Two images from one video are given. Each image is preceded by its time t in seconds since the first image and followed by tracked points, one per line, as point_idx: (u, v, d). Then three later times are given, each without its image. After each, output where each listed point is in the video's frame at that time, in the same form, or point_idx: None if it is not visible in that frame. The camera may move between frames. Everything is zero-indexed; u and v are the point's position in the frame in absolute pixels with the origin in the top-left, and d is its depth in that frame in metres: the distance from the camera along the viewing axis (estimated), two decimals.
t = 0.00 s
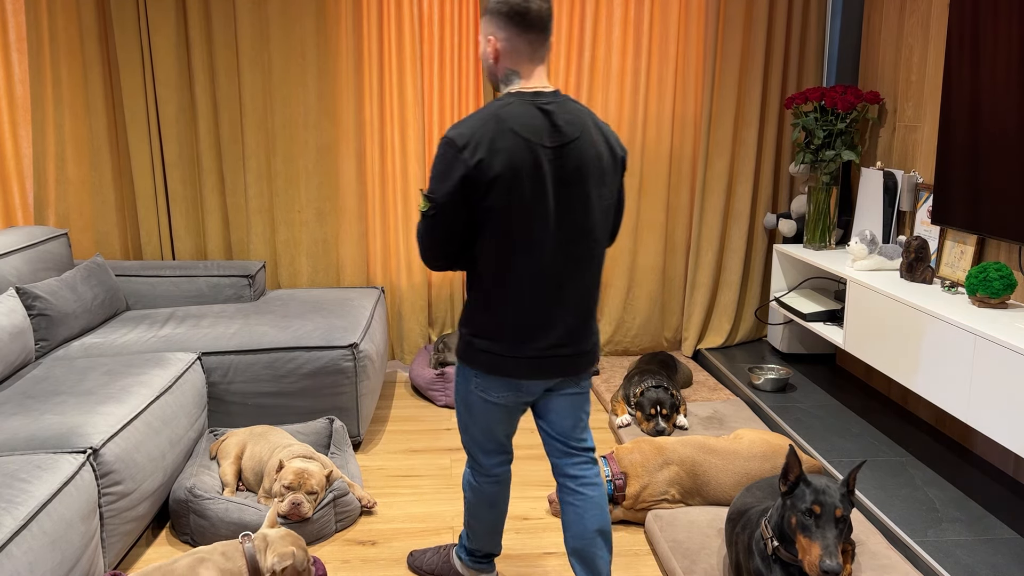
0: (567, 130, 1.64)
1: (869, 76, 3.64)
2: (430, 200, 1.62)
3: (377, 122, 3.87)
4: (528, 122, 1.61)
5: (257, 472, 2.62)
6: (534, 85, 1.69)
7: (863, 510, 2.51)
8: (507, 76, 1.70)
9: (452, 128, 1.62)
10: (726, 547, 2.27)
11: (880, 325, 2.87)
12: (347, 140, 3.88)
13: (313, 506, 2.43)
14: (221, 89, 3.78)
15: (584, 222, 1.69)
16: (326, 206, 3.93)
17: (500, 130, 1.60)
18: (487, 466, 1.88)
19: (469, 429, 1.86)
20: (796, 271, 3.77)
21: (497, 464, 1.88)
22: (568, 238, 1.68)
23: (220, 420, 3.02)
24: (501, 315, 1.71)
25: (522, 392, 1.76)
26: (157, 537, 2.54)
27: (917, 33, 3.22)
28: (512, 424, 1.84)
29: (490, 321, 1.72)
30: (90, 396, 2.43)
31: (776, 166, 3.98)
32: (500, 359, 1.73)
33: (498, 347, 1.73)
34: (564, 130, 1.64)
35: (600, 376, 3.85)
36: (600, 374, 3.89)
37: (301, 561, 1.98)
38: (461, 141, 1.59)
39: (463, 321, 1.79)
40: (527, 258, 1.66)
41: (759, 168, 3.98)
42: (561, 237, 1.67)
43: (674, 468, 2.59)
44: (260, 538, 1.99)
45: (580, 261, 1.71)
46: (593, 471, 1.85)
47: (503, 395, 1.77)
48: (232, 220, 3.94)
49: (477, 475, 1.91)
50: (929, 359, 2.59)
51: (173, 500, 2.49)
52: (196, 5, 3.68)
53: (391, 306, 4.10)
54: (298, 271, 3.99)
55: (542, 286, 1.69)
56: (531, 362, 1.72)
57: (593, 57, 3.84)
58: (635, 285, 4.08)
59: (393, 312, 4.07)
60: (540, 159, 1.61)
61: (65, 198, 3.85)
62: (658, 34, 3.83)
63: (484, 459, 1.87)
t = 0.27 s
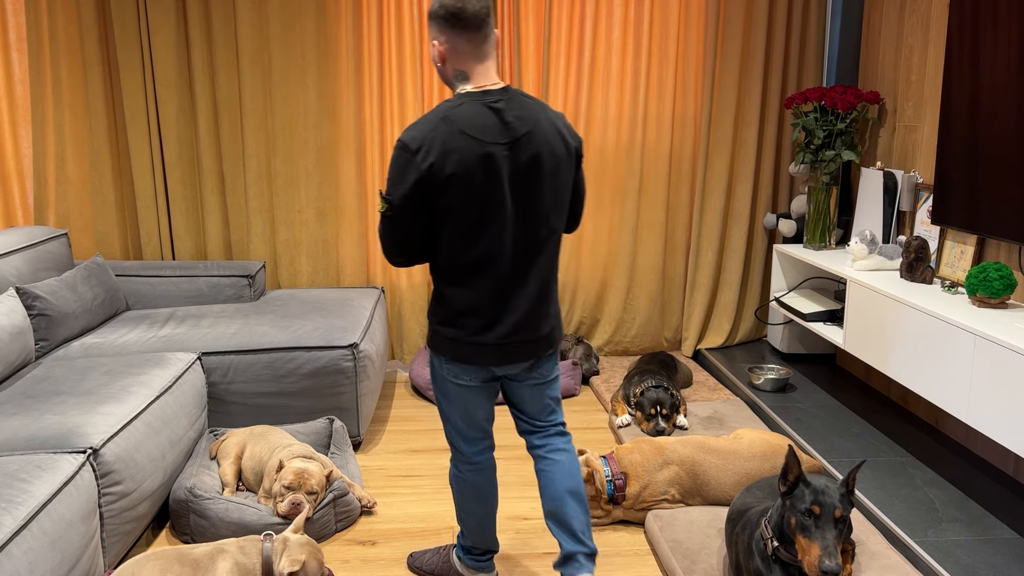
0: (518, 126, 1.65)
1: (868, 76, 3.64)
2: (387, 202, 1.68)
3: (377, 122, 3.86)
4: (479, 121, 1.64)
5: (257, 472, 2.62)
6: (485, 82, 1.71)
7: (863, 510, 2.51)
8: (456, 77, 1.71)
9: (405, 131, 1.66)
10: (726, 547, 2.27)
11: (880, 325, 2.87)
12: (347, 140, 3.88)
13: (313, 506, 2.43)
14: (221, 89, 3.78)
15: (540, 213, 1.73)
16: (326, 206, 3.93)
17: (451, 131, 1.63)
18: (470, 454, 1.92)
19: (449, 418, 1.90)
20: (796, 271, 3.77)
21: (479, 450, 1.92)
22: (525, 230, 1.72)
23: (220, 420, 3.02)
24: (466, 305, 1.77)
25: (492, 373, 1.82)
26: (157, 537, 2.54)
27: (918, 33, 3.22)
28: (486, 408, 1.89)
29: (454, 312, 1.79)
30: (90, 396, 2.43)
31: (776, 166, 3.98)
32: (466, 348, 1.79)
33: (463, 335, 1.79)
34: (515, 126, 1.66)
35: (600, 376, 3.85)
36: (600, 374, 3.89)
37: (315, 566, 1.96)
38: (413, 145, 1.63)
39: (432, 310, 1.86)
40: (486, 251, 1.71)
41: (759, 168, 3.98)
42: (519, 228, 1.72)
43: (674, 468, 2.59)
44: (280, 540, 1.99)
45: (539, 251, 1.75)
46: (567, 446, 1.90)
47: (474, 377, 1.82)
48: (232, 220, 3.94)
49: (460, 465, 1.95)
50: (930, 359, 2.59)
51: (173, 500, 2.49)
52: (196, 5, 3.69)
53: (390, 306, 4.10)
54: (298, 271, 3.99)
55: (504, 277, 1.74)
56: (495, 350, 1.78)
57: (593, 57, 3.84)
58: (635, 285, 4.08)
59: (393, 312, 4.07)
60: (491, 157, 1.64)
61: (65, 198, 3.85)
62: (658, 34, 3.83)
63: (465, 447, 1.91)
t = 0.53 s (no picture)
0: (496, 120, 1.74)
1: (869, 76, 3.64)
2: (373, 202, 1.73)
3: (377, 122, 3.86)
4: (461, 118, 1.71)
5: (257, 472, 2.62)
6: (459, 80, 1.80)
7: (863, 510, 2.51)
8: (430, 78, 1.80)
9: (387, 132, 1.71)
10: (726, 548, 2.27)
11: (880, 325, 2.87)
12: (347, 140, 3.88)
13: (313, 506, 2.43)
14: (221, 89, 3.78)
15: (517, 204, 1.82)
16: (326, 206, 3.93)
17: (434, 130, 1.70)
18: (464, 449, 1.96)
19: (445, 415, 1.94)
20: (796, 271, 3.77)
21: (473, 445, 1.97)
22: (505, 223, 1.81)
23: (220, 420, 3.02)
24: (452, 300, 1.83)
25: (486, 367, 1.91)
26: (157, 537, 2.54)
27: (918, 33, 3.22)
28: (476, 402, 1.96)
29: (441, 308, 1.85)
30: (90, 396, 2.43)
31: (776, 166, 3.98)
32: (458, 343, 1.85)
33: (452, 333, 1.85)
34: (493, 121, 1.74)
35: (600, 376, 3.86)
36: (600, 374, 3.88)
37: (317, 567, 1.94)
38: (398, 145, 1.69)
39: (416, 310, 1.91)
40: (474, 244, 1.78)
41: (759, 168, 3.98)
42: (500, 221, 1.80)
43: (674, 468, 2.59)
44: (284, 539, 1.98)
45: (517, 241, 1.85)
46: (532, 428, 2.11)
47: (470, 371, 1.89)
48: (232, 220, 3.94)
49: (456, 463, 1.97)
50: (930, 359, 2.59)
51: (173, 500, 2.49)
52: (196, 5, 3.69)
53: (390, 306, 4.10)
54: (298, 271, 3.99)
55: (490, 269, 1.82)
56: (485, 342, 1.86)
57: (593, 57, 3.84)
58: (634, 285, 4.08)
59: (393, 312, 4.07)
60: (475, 152, 1.71)
61: (65, 198, 3.85)
62: (658, 34, 3.83)
63: (461, 442, 1.95)
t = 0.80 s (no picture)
0: (502, 115, 1.83)
1: (869, 76, 3.64)
2: (407, 198, 1.73)
3: (377, 122, 3.86)
4: (477, 114, 1.78)
5: (257, 472, 2.62)
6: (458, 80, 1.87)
7: (863, 509, 2.51)
8: (434, 78, 1.84)
9: (410, 130, 1.73)
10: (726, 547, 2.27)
11: (880, 325, 2.87)
12: (347, 139, 3.88)
13: (313, 506, 2.43)
14: (221, 89, 3.78)
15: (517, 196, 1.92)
16: (326, 206, 3.93)
17: (458, 125, 1.75)
18: (473, 444, 2.00)
19: (460, 412, 1.97)
20: (796, 271, 3.77)
21: (481, 439, 2.02)
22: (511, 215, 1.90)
23: (220, 420, 3.02)
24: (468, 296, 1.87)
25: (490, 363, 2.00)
26: (157, 537, 2.54)
27: (917, 33, 3.22)
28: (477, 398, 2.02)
29: (458, 304, 1.87)
30: (90, 396, 2.44)
31: (776, 166, 3.98)
32: (478, 335, 1.89)
33: (471, 328, 1.88)
34: (500, 116, 1.83)
35: (600, 376, 3.86)
36: (600, 374, 3.89)
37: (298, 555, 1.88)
38: (429, 141, 1.72)
39: (426, 311, 1.91)
40: (490, 237, 1.85)
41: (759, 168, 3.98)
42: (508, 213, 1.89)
43: (674, 468, 2.59)
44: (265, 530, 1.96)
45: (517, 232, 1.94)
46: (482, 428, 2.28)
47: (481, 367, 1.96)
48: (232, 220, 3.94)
49: (467, 459, 2.00)
50: (930, 359, 2.59)
51: (173, 500, 2.49)
52: (196, 6, 3.69)
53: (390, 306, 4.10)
54: (298, 271, 3.99)
55: (501, 260, 1.90)
56: (500, 332, 1.93)
57: (593, 57, 3.84)
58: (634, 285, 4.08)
59: (393, 312, 4.07)
60: (493, 146, 1.79)
61: (65, 198, 3.85)
62: (657, 34, 3.83)
63: (472, 436, 1.99)
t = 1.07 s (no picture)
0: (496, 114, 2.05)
1: (869, 76, 3.64)
2: (475, 180, 1.84)
3: (377, 122, 3.86)
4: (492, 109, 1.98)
5: (257, 472, 2.62)
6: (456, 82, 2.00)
7: (863, 509, 2.51)
8: (446, 76, 1.94)
9: (461, 118, 1.86)
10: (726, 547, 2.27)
11: (880, 325, 2.87)
12: (347, 139, 3.88)
13: (313, 506, 2.43)
14: (221, 88, 3.78)
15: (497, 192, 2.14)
16: (326, 206, 3.93)
17: (491, 116, 1.93)
18: (477, 433, 2.10)
19: (465, 403, 2.05)
20: (796, 271, 3.77)
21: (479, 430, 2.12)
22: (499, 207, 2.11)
23: (220, 420, 3.02)
24: (486, 280, 2.01)
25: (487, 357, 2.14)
26: (157, 537, 2.54)
27: (917, 32, 3.22)
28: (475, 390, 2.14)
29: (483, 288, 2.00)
30: (90, 396, 2.44)
31: (776, 166, 3.98)
32: (496, 316, 2.05)
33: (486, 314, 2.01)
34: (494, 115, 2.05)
35: (600, 376, 3.86)
36: (600, 374, 3.88)
37: None
38: (481, 128, 1.87)
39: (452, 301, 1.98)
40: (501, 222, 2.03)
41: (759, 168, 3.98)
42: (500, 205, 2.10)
43: (674, 468, 2.59)
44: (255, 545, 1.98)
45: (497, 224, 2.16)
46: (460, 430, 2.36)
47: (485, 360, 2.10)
48: (232, 220, 3.94)
49: (471, 449, 2.08)
50: (930, 359, 2.59)
51: (173, 500, 2.49)
52: (196, 6, 3.69)
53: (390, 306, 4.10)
54: (298, 271, 3.99)
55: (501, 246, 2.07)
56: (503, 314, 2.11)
57: (593, 57, 3.84)
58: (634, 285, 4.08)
59: (393, 312, 4.07)
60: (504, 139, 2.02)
61: (65, 198, 3.85)
62: (657, 34, 3.83)
63: (477, 425, 2.10)
